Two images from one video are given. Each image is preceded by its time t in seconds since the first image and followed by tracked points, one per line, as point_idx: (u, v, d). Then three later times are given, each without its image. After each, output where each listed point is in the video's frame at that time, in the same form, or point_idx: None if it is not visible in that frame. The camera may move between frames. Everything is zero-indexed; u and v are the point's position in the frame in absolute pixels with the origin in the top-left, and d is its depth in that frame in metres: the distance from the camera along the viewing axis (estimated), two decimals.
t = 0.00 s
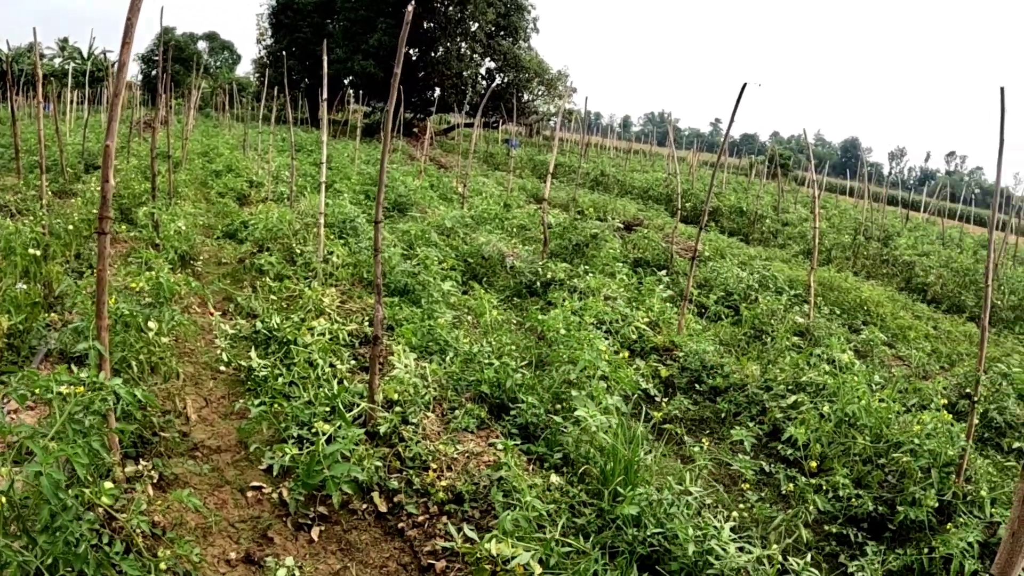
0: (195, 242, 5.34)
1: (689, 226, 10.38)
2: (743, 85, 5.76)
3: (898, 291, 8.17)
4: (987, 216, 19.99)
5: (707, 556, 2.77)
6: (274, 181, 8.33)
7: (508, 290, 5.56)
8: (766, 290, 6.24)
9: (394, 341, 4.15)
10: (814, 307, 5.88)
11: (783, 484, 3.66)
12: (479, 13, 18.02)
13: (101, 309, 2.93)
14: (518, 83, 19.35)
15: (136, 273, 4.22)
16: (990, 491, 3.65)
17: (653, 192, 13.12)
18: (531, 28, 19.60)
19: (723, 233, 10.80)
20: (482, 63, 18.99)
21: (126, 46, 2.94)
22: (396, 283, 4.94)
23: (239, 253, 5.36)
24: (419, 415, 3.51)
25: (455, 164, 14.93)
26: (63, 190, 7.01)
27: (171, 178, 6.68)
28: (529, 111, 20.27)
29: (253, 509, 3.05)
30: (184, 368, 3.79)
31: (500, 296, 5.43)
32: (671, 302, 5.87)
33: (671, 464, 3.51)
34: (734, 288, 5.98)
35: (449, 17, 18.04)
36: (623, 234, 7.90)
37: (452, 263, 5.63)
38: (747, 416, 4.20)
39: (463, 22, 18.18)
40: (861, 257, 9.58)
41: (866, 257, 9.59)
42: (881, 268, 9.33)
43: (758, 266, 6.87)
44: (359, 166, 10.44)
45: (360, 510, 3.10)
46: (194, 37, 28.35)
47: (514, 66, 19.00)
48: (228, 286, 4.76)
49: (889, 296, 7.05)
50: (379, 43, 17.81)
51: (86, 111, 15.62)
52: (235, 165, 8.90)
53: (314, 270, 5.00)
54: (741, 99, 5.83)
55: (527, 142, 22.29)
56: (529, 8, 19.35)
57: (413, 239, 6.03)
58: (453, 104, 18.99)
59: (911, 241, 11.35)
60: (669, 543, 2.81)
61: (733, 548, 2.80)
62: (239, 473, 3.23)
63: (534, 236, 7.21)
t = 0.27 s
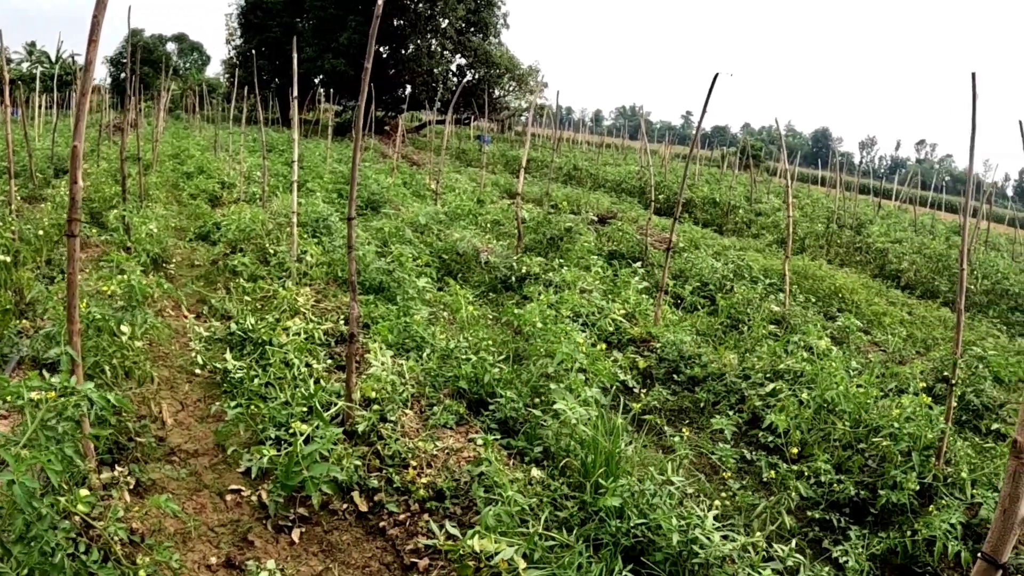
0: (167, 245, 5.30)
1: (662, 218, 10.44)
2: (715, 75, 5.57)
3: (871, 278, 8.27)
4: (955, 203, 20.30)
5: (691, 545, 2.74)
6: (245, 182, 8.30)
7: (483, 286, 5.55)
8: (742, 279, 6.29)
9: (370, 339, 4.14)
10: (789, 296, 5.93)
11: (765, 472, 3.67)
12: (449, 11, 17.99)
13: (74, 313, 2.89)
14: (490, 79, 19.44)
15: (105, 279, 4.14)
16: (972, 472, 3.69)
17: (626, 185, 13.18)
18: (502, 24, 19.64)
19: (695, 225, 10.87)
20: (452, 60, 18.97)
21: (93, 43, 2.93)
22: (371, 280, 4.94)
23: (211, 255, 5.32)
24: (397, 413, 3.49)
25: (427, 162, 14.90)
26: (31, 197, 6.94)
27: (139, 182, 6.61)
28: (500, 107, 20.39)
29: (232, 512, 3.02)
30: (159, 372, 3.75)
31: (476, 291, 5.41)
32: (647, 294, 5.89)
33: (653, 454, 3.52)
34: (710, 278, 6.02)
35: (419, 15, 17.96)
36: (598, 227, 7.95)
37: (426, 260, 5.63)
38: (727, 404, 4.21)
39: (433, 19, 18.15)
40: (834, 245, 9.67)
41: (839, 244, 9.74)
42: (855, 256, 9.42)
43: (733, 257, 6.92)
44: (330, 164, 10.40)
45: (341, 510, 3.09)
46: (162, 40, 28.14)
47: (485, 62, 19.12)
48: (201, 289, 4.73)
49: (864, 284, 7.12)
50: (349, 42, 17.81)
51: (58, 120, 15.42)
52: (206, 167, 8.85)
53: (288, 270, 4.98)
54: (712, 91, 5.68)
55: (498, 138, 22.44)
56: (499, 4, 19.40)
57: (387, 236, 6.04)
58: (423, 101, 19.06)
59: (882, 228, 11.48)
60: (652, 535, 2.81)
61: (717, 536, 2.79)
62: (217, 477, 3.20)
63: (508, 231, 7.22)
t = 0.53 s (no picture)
0: (124, 253, 5.37)
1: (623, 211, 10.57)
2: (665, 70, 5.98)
3: (831, 266, 8.40)
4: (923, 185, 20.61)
5: (643, 541, 2.90)
6: (204, 186, 8.38)
7: (441, 285, 5.58)
8: (702, 271, 6.39)
9: (326, 342, 4.20)
10: (749, 286, 6.04)
11: (722, 464, 3.76)
12: (409, 9, 18.14)
13: (17, 326, 2.94)
14: (450, 77, 19.57)
15: (60, 288, 4.31)
16: (929, 457, 3.77)
17: (587, 179, 13.38)
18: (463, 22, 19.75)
19: (657, 217, 10.99)
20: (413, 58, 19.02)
21: (30, 52, 2.93)
22: (328, 284, 4.99)
23: (169, 261, 5.37)
24: (351, 415, 3.54)
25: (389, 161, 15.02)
26: None
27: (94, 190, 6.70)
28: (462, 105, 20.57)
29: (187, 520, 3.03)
30: (115, 383, 3.78)
31: (434, 291, 5.44)
32: (606, 288, 5.99)
33: (607, 450, 3.61)
34: (669, 270, 6.18)
35: (379, 14, 18.08)
36: (557, 223, 8.08)
37: (383, 260, 5.71)
38: (685, 397, 4.31)
39: (393, 18, 18.21)
40: (796, 235, 9.80)
41: (801, 233, 9.93)
42: (816, 244, 9.56)
43: (695, 249, 7.01)
44: (290, 167, 10.51)
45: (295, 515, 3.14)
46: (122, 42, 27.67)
47: (447, 60, 19.17)
48: (158, 296, 4.77)
49: (826, 271, 7.24)
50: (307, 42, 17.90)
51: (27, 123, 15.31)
52: (164, 172, 8.93)
53: (244, 275, 5.07)
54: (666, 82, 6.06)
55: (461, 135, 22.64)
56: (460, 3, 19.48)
57: (345, 237, 6.16)
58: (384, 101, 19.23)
59: (843, 216, 11.66)
60: (605, 532, 2.94)
61: (668, 530, 2.93)
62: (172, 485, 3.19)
63: (467, 228, 7.32)
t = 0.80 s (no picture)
0: (79, 265, 5.72)
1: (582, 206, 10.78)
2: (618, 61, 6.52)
3: (791, 255, 8.61)
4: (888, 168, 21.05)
5: (598, 542, 3.04)
6: (161, 195, 8.67)
7: (400, 286, 5.68)
8: (663, 264, 6.56)
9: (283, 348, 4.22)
10: (709, 278, 6.23)
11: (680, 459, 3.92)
12: (366, 9, 19.01)
13: None
14: (409, 78, 20.40)
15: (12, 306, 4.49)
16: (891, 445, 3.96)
17: (547, 176, 13.71)
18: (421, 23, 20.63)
19: (619, 211, 11.17)
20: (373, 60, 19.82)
21: None
22: (284, 289, 5.17)
23: (125, 272, 5.68)
24: (303, 423, 3.74)
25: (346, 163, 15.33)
26: None
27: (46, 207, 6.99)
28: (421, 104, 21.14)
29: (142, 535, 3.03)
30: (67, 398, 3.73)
31: (395, 292, 5.52)
32: (565, 285, 6.15)
33: (562, 449, 3.82)
34: (629, 264, 6.32)
35: (337, 16, 18.82)
36: (516, 221, 8.27)
37: (340, 264, 5.85)
38: (644, 392, 4.49)
39: (352, 19, 19.08)
40: (757, 225, 10.00)
41: (761, 224, 10.07)
42: (778, 234, 9.75)
43: (655, 243, 7.17)
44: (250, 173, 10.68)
45: (251, 525, 3.22)
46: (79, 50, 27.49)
47: (405, 61, 20.09)
48: (115, 310, 4.89)
49: (787, 261, 7.46)
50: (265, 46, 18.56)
51: None
52: (123, 185, 9.10)
53: (199, 283, 5.28)
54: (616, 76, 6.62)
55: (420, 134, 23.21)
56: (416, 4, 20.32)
57: (302, 244, 6.35)
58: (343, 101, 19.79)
59: (805, 205, 11.89)
60: (560, 534, 3.09)
61: (624, 531, 3.06)
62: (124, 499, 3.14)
63: (425, 229, 7.48)
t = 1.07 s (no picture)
0: (38, 281, 5.80)
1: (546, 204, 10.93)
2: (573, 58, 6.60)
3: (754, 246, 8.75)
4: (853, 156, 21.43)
5: (561, 544, 3.09)
6: (121, 206, 8.79)
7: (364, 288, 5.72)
8: (627, 260, 6.67)
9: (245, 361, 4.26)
10: (673, 272, 6.34)
11: (647, 456, 3.99)
12: (326, 12, 19.11)
13: None
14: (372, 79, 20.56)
15: None
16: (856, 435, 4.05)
17: (510, 175, 13.94)
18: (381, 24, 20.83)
19: (583, 208, 11.30)
20: (335, 63, 20.07)
21: None
22: (244, 297, 5.20)
23: (84, 284, 5.73)
24: (264, 435, 3.82)
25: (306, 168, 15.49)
26: None
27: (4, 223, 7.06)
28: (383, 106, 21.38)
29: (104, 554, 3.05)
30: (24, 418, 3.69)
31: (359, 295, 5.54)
32: (528, 284, 6.23)
33: (525, 450, 3.91)
34: (592, 261, 6.40)
35: (296, 19, 18.89)
36: (479, 222, 8.39)
37: (301, 270, 5.91)
38: (610, 389, 4.57)
39: (313, 22, 19.17)
40: (721, 217, 10.13)
41: (726, 216, 10.18)
42: (741, 226, 9.89)
43: (619, 239, 7.26)
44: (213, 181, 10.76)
45: (213, 539, 3.24)
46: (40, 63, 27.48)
47: (366, 63, 20.31)
48: (73, 324, 4.93)
49: (751, 254, 7.61)
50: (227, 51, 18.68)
51: None
52: (83, 199, 9.19)
53: (158, 294, 5.31)
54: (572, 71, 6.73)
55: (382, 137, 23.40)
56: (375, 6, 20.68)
57: (262, 250, 6.41)
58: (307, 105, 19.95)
59: (768, 197, 12.06)
60: (524, 537, 3.14)
61: (587, 532, 3.14)
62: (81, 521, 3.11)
63: (386, 232, 7.57)
